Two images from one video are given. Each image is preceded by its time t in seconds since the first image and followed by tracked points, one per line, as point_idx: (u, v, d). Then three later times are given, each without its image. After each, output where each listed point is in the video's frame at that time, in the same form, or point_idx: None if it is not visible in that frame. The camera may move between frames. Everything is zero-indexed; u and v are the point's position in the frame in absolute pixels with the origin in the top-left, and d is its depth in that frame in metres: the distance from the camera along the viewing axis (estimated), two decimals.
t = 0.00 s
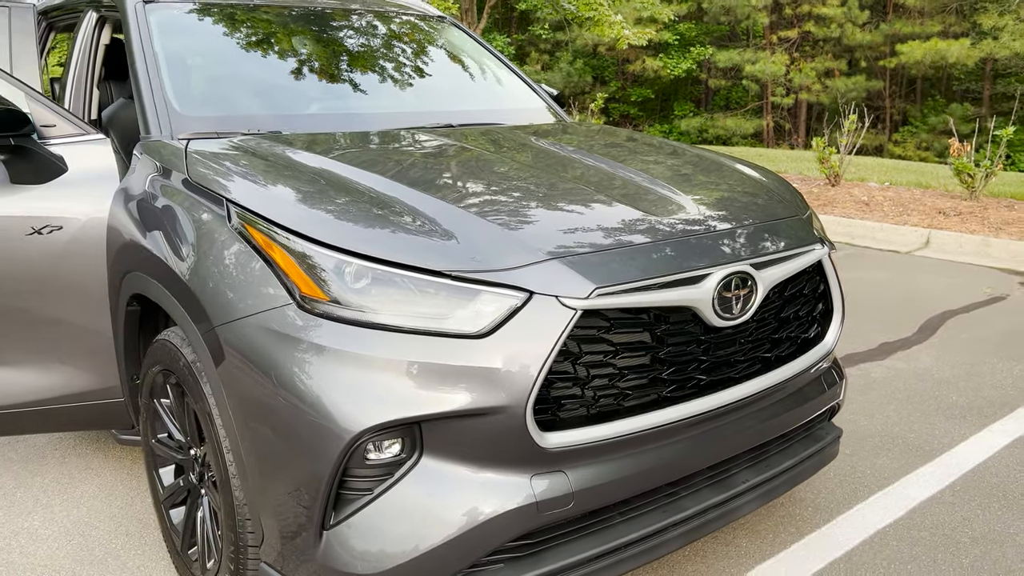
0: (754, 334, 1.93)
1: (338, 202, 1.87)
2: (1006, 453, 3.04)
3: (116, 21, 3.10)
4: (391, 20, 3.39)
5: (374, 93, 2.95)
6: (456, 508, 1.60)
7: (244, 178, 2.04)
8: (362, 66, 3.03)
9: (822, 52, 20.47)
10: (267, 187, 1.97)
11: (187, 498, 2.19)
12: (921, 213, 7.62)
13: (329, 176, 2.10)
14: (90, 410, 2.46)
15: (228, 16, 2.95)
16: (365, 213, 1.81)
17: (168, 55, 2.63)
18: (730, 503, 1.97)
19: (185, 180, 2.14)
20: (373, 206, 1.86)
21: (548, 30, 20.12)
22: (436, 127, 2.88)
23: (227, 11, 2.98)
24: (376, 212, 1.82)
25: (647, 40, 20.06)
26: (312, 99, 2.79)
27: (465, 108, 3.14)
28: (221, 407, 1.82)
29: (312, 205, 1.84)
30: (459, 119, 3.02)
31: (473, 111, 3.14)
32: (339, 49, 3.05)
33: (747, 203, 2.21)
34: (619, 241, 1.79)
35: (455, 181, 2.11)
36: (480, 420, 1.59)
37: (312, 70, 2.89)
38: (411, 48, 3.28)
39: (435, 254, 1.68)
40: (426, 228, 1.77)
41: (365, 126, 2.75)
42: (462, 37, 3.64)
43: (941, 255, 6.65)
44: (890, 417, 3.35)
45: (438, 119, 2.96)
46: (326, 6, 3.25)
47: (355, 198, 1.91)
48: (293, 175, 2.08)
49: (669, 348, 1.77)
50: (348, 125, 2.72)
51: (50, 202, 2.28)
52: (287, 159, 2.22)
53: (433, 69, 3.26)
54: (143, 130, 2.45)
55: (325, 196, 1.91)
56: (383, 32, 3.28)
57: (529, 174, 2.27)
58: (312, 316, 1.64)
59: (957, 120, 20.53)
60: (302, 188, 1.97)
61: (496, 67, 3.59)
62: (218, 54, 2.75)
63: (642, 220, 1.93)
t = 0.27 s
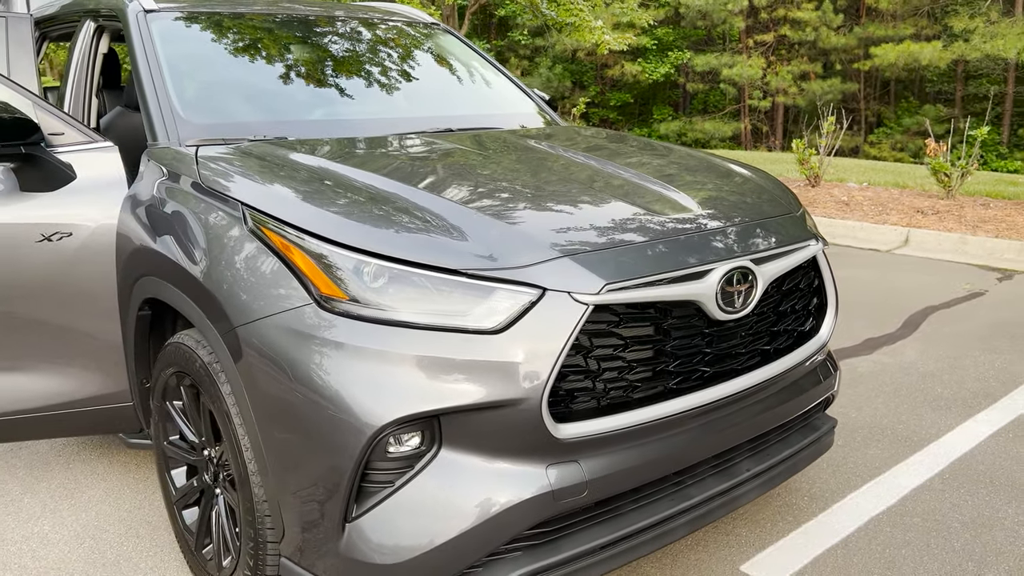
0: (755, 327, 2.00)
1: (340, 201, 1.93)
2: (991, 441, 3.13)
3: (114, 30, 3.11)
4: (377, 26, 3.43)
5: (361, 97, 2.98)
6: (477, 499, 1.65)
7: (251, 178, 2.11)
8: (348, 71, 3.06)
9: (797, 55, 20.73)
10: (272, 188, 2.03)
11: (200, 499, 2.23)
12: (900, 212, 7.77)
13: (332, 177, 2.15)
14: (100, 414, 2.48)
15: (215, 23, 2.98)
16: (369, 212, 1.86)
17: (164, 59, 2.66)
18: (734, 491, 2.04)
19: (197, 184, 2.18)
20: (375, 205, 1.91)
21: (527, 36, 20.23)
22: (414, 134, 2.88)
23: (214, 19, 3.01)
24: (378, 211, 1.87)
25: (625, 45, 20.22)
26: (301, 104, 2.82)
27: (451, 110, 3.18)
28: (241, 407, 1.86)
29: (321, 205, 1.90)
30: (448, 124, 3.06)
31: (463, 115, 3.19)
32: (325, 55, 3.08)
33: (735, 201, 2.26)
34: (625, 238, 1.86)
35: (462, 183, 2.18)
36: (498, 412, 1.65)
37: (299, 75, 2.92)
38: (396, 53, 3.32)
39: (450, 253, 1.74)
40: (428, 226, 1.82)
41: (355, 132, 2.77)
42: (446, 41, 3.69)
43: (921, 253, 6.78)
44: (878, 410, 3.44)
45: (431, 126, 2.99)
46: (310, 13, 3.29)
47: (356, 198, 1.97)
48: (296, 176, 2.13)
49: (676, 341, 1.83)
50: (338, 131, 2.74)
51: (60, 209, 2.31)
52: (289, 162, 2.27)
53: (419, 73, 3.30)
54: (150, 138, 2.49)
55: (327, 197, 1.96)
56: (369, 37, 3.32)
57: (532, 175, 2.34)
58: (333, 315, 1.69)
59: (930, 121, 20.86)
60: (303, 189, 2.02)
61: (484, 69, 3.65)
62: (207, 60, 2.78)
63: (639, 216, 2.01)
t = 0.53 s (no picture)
0: (758, 324, 2.05)
1: (340, 202, 1.99)
2: (981, 434, 3.21)
3: (112, 38, 3.12)
4: (364, 31, 3.45)
5: (350, 101, 3.00)
6: (495, 494, 1.69)
7: (262, 183, 2.14)
8: (334, 74, 3.07)
9: (776, 58, 20.94)
10: (277, 191, 2.07)
11: (211, 501, 2.25)
12: (883, 212, 7.89)
13: (331, 179, 2.21)
14: (107, 419, 2.50)
15: (204, 29, 2.99)
16: (371, 212, 1.92)
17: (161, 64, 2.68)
18: (739, 484, 2.08)
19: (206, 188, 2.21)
20: (375, 205, 1.97)
21: (509, 40, 20.28)
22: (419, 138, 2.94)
23: (202, 25, 3.02)
24: (380, 211, 1.93)
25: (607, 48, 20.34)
26: (291, 108, 2.84)
27: (439, 113, 3.21)
28: (258, 408, 1.89)
29: (331, 208, 1.94)
30: (439, 128, 3.09)
31: (453, 118, 3.23)
32: (312, 59, 3.10)
33: (725, 201, 2.30)
34: (633, 238, 1.91)
35: (469, 186, 2.22)
36: (514, 409, 1.69)
37: (288, 79, 2.94)
38: (384, 56, 3.35)
39: (464, 254, 1.78)
40: (429, 225, 1.88)
41: (347, 137, 2.79)
42: (432, 43, 3.71)
43: (904, 251, 6.89)
44: (870, 405, 3.51)
45: (424, 131, 3.02)
46: (295, 18, 3.31)
47: (355, 199, 2.02)
48: (291, 176, 2.21)
49: (683, 338, 1.88)
50: (331, 136, 2.76)
51: (68, 216, 2.32)
52: (285, 164, 2.34)
53: (407, 75, 3.33)
54: (155, 144, 2.51)
55: (324, 198, 2.02)
56: (356, 41, 3.33)
57: (536, 178, 2.38)
58: (350, 316, 1.73)
59: (908, 121, 21.14)
60: (299, 189, 2.09)
61: (473, 69, 3.70)
62: (198, 65, 2.79)
63: (632, 215, 2.06)
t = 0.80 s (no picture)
0: (763, 325, 2.07)
1: (336, 204, 2.01)
2: (974, 431, 3.25)
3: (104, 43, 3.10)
4: (350, 34, 3.44)
5: (337, 104, 3.00)
6: (510, 497, 1.69)
7: (267, 188, 2.14)
8: (320, 78, 3.06)
9: (756, 60, 21.09)
10: (279, 195, 2.08)
11: (216, 508, 2.24)
12: (867, 213, 7.98)
13: (326, 181, 2.23)
14: (108, 427, 2.48)
15: (191, 32, 2.96)
16: (371, 215, 1.93)
17: (154, 67, 2.66)
18: (746, 484, 2.10)
19: (209, 192, 2.20)
20: (372, 207, 1.99)
21: (491, 44, 20.29)
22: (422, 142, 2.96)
23: (189, 29, 2.99)
24: (379, 214, 1.95)
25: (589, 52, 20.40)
26: (279, 111, 2.83)
27: (425, 117, 3.20)
28: (268, 414, 1.88)
29: (338, 213, 1.95)
30: (430, 133, 3.08)
31: (444, 122, 3.23)
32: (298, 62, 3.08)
33: (722, 204, 2.32)
34: (641, 241, 1.92)
35: (473, 189, 2.23)
36: (528, 412, 1.70)
37: (276, 81, 2.93)
38: (371, 59, 3.34)
39: (475, 258, 1.79)
40: (429, 227, 1.90)
41: (336, 143, 2.78)
42: (420, 45, 3.71)
43: (889, 252, 6.97)
44: (864, 404, 3.55)
45: (415, 135, 3.01)
46: (280, 22, 3.29)
47: (352, 201, 2.04)
48: (283, 177, 2.24)
49: (691, 340, 1.90)
50: (321, 141, 2.75)
51: (67, 222, 2.30)
52: (283, 167, 2.35)
53: (395, 77, 3.32)
54: (154, 150, 2.50)
55: (320, 199, 2.04)
56: (342, 44, 3.32)
57: (538, 181, 2.40)
58: (361, 321, 1.74)
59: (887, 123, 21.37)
60: (292, 190, 2.11)
61: (462, 70, 3.72)
62: (186, 68, 2.76)
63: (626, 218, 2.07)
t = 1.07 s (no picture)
0: (768, 332, 2.07)
1: (326, 209, 2.01)
2: (967, 435, 3.27)
3: (96, 48, 3.05)
4: (337, 39, 3.39)
5: (325, 108, 2.96)
6: (519, 508, 1.68)
7: (267, 195, 2.11)
8: (307, 82, 3.03)
9: (738, 65, 21.23)
10: (275, 202, 2.07)
11: (216, 520, 2.21)
12: (851, 217, 8.04)
13: (315, 187, 2.23)
14: (103, 438, 2.45)
15: (175, 36, 2.91)
16: (366, 221, 1.93)
17: (142, 72, 2.63)
18: (751, 492, 2.10)
19: (207, 199, 2.16)
20: (364, 212, 2.00)
21: (474, 48, 20.27)
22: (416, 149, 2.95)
23: (174, 33, 2.94)
24: (373, 219, 1.95)
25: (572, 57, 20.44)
26: (266, 115, 2.79)
27: (415, 122, 3.17)
28: (272, 426, 1.86)
29: (340, 220, 1.93)
30: (421, 139, 3.06)
31: (434, 127, 3.21)
32: (283, 66, 3.04)
33: (720, 211, 2.31)
34: (647, 249, 1.92)
35: (475, 196, 2.22)
36: (537, 422, 1.68)
37: (263, 85, 2.89)
38: (358, 63, 3.30)
39: (481, 267, 1.77)
40: (426, 233, 1.89)
41: (327, 149, 2.75)
42: (408, 49, 3.68)
43: (874, 256, 7.03)
44: (858, 408, 3.56)
45: (406, 142, 2.99)
46: (264, 26, 3.25)
47: (343, 206, 2.04)
48: (272, 182, 2.24)
49: (699, 347, 1.89)
50: (310, 147, 2.72)
51: (61, 231, 2.27)
52: (281, 175, 2.33)
53: (382, 81, 3.29)
54: (150, 157, 2.47)
55: (310, 204, 2.05)
56: (327, 48, 3.29)
57: (538, 187, 2.39)
58: (367, 330, 1.72)
59: (866, 127, 21.57)
60: (281, 195, 2.12)
61: (451, 74, 3.70)
62: (173, 73, 2.72)
63: (617, 225, 2.06)
